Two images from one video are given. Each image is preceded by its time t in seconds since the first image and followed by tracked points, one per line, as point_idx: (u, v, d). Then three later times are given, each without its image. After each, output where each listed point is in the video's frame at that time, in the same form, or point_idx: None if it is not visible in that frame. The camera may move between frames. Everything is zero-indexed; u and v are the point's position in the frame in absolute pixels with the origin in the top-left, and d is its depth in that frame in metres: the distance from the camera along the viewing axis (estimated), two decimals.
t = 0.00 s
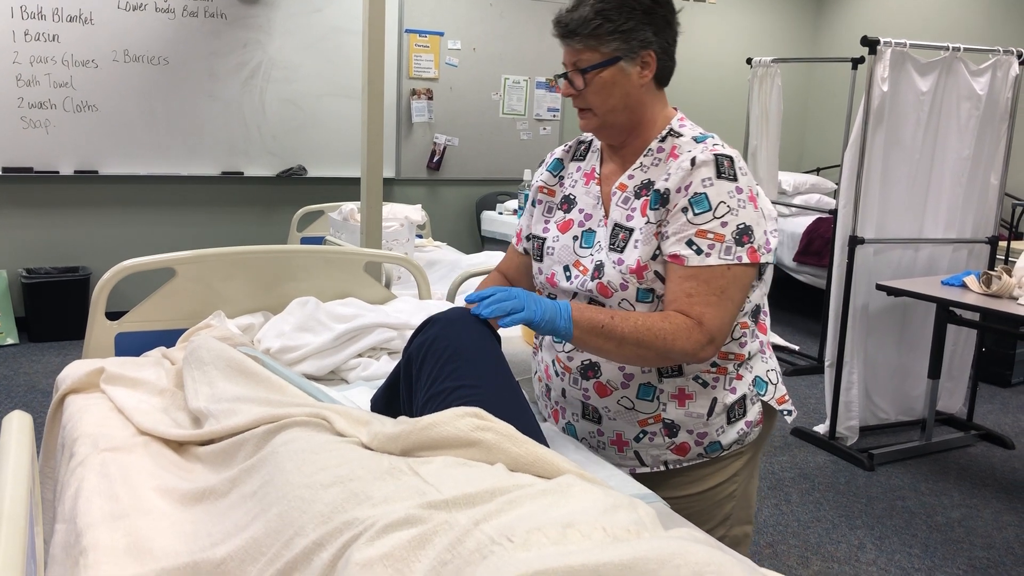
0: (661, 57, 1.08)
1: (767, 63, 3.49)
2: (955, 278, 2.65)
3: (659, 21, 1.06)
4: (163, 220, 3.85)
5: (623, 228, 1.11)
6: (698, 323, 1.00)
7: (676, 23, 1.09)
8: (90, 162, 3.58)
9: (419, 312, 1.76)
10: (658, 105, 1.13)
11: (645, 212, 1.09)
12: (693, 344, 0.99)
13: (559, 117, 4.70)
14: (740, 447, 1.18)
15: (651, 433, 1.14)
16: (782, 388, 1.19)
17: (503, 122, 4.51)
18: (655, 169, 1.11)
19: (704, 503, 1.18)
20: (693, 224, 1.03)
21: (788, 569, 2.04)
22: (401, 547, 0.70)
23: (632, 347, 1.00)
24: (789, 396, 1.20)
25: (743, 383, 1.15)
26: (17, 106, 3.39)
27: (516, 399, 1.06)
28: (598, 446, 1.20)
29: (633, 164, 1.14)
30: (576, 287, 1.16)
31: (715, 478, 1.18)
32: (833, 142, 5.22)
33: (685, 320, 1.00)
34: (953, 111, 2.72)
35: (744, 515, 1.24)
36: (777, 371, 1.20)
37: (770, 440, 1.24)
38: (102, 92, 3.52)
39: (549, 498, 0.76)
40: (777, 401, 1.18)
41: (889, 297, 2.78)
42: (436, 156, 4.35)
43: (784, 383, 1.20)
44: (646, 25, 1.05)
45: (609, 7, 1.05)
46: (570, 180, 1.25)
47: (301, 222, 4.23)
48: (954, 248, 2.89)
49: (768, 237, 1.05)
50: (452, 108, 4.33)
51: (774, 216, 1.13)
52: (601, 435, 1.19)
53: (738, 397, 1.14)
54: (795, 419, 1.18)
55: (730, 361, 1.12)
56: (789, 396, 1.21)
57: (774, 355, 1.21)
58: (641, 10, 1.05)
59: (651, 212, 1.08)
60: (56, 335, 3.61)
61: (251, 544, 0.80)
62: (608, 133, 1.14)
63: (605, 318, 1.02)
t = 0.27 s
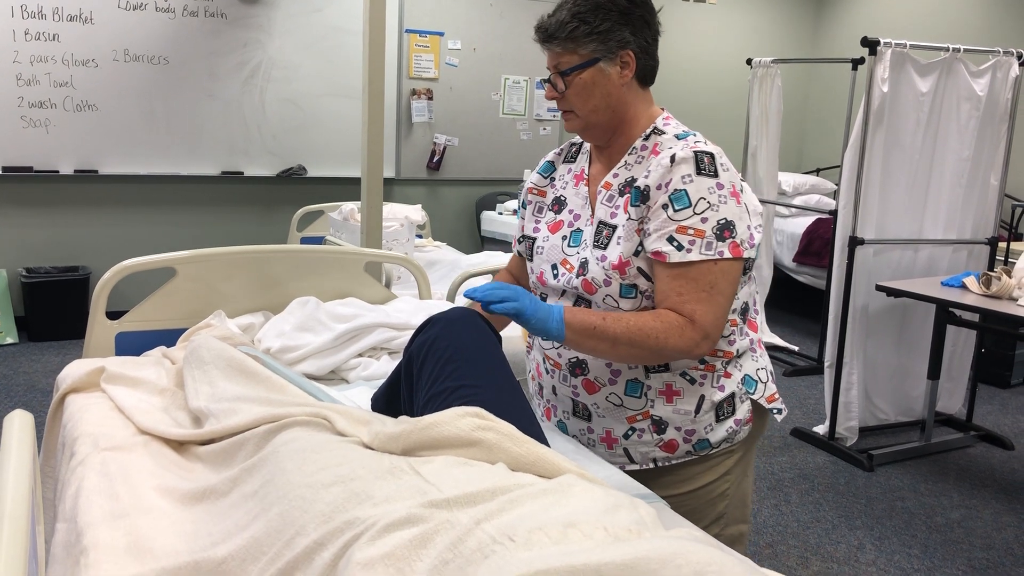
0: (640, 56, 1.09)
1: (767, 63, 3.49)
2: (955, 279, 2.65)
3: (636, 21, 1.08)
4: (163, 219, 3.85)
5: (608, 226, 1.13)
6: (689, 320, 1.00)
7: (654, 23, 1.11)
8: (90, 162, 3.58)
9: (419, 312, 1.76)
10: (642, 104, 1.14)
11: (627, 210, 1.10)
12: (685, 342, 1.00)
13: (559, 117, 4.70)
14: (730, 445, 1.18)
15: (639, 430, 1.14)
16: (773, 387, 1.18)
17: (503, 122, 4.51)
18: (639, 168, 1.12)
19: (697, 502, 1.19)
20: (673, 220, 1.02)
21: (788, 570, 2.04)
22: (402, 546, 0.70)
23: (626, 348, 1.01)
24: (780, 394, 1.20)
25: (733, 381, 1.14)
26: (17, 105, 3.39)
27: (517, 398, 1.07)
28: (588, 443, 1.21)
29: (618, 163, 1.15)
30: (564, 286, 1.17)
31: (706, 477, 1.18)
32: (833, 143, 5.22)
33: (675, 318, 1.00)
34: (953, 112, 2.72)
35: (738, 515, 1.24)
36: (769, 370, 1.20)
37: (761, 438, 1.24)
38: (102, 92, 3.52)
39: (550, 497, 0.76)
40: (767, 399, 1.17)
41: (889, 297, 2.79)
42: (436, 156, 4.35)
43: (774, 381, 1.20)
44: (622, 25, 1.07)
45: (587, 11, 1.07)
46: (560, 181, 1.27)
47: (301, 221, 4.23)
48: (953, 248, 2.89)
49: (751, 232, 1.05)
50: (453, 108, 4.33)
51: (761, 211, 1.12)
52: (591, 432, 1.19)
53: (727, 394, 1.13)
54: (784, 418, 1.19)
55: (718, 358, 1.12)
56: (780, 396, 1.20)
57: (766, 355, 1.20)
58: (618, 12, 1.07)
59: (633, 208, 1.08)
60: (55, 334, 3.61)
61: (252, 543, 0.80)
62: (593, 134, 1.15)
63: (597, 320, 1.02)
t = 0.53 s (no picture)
0: (637, 54, 1.09)
1: (768, 64, 3.49)
2: (956, 279, 2.65)
3: (633, 20, 1.08)
4: (164, 219, 3.85)
5: (598, 219, 1.12)
6: (654, 317, 1.01)
7: (652, 21, 1.10)
8: (91, 161, 3.58)
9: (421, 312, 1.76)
10: (640, 101, 1.14)
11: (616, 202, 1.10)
12: (647, 339, 1.01)
13: (560, 117, 4.70)
14: (722, 445, 1.17)
15: (629, 426, 1.14)
16: (766, 390, 1.17)
17: (503, 122, 4.51)
18: (631, 162, 1.12)
19: (689, 502, 1.19)
20: (657, 215, 1.02)
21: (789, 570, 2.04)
22: (405, 546, 0.70)
23: (593, 344, 1.06)
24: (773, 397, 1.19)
25: (724, 381, 1.14)
26: (18, 104, 3.39)
27: (521, 397, 1.07)
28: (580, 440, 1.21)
29: (614, 160, 1.15)
30: (556, 279, 1.18)
31: (700, 476, 1.18)
32: (834, 143, 5.22)
33: (640, 315, 1.02)
34: (954, 112, 2.72)
35: (733, 517, 1.24)
36: (763, 372, 1.19)
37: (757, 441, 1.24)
38: (103, 92, 3.52)
39: (554, 497, 0.76)
40: (758, 402, 1.16)
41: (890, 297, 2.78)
42: (436, 156, 4.35)
43: (768, 384, 1.19)
44: (619, 24, 1.07)
45: (584, 10, 1.07)
46: (561, 177, 1.27)
47: (302, 221, 4.23)
48: (954, 248, 2.89)
49: (738, 230, 1.04)
50: (453, 108, 4.33)
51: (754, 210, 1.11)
52: (582, 428, 1.19)
53: (717, 393, 1.13)
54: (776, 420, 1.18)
55: (708, 356, 1.12)
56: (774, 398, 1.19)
57: (760, 358, 1.20)
58: (615, 10, 1.07)
59: (621, 201, 1.09)
60: (56, 334, 3.61)
61: (256, 543, 0.80)
62: (592, 133, 1.16)
63: (566, 318, 1.09)
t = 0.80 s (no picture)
0: (639, 53, 1.09)
1: (768, 63, 3.49)
2: (956, 278, 2.65)
3: (635, 19, 1.08)
4: (164, 220, 3.85)
5: (596, 217, 1.13)
6: (634, 311, 1.02)
7: (654, 21, 1.10)
8: (92, 162, 3.58)
9: (423, 312, 1.76)
10: (642, 101, 1.14)
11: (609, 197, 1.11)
12: (627, 334, 1.02)
13: (560, 117, 4.70)
14: (720, 446, 1.17)
15: (624, 424, 1.14)
16: (764, 392, 1.17)
17: (503, 122, 4.51)
18: (627, 159, 1.12)
19: (689, 502, 1.20)
20: (647, 210, 1.03)
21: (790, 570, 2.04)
22: (409, 546, 0.70)
23: (577, 338, 1.07)
24: (771, 400, 1.19)
25: (721, 381, 1.13)
26: (18, 105, 3.39)
27: (525, 397, 1.07)
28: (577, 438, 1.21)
29: (614, 158, 1.15)
30: (555, 277, 1.18)
31: (699, 476, 1.18)
32: (834, 142, 5.22)
33: (621, 309, 1.03)
34: (954, 111, 2.72)
35: (733, 519, 1.24)
36: (762, 373, 1.19)
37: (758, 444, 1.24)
38: (103, 92, 3.52)
39: (558, 496, 0.76)
40: (757, 403, 1.17)
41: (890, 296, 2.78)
42: (436, 156, 4.35)
43: (767, 386, 1.19)
44: (621, 23, 1.07)
45: (586, 10, 1.08)
46: (565, 176, 1.27)
47: (302, 221, 4.23)
48: (955, 248, 2.89)
49: (729, 228, 1.04)
50: (453, 108, 4.33)
51: (751, 209, 1.11)
52: (579, 426, 1.20)
53: (715, 393, 1.13)
54: (775, 422, 1.18)
55: (704, 355, 1.12)
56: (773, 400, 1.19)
57: (760, 359, 1.19)
58: (616, 10, 1.07)
59: (613, 197, 1.10)
60: (57, 334, 3.61)
61: (260, 543, 0.80)
62: (593, 133, 1.16)
63: (550, 313, 1.10)
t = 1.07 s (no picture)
0: (635, 53, 1.09)
1: (766, 62, 3.49)
2: (954, 276, 2.65)
3: (631, 19, 1.08)
4: (162, 221, 3.85)
5: (592, 216, 1.13)
6: (622, 309, 1.02)
7: (650, 21, 1.10)
8: (89, 163, 3.57)
9: (422, 311, 1.76)
10: (639, 101, 1.14)
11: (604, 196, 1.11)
12: (615, 331, 1.02)
13: (557, 116, 4.70)
14: (723, 446, 1.17)
15: (626, 424, 1.14)
16: (767, 392, 1.17)
17: (501, 122, 4.51)
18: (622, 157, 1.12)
19: (692, 503, 1.20)
20: (639, 208, 1.03)
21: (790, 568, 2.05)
22: (413, 545, 0.70)
23: (567, 335, 1.08)
24: (774, 399, 1.19)
25: (723, 380, 1.13)
26: (16, 106, 3.39)
27: (526, 396, 1.07)
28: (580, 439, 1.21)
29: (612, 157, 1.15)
30: (554, 277, 1.18)
31: (701, 476, 1.18)
32: (831, 141, 5.22)
33: (609, 307, 1.03)
34: (951, 110, 2.72)
35: (737, 520, 1.24)
36: (765, 373, 1.19)
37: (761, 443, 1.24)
38: (100, 93, 3.52)
39: (561, 495, 0.76)
40: (759, 403, 1.17)
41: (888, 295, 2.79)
42: (434, 156, 4.35)
43: (770, 386, 1.19)
44: (617, 23, 1.07)
45: (582, 10, 1.08)
46: (566, 177, 1.27)
47: (300, 221, 4.23)
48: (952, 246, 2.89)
49: (723, 225, 1.04)
50: (451, 107, 4.33)
51: (748, 207, 1.11)
52: (581, 427, 1.20)
53: (716, 392, 1.13)
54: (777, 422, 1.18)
55: (704, 353, 1.12)
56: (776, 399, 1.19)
57: (762, 358, 1.19)
58: (612, 10, 1.08)
59: (609, 197, 1.10)
60: (55, 335, 3.60)
61: (263, 543, 0.80)
62: (591, 133, 1.17)
63: (542, 310, 1.11)
